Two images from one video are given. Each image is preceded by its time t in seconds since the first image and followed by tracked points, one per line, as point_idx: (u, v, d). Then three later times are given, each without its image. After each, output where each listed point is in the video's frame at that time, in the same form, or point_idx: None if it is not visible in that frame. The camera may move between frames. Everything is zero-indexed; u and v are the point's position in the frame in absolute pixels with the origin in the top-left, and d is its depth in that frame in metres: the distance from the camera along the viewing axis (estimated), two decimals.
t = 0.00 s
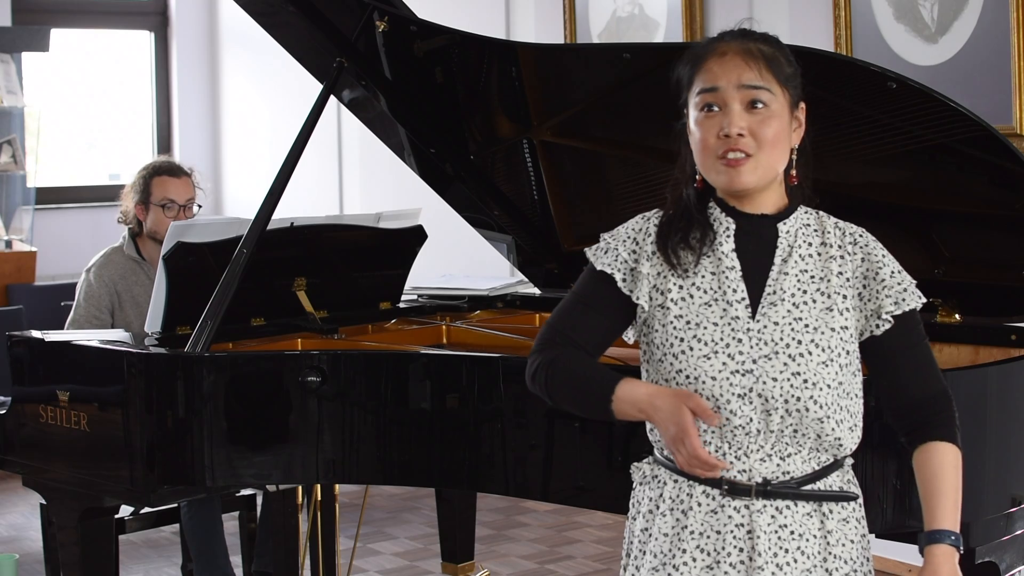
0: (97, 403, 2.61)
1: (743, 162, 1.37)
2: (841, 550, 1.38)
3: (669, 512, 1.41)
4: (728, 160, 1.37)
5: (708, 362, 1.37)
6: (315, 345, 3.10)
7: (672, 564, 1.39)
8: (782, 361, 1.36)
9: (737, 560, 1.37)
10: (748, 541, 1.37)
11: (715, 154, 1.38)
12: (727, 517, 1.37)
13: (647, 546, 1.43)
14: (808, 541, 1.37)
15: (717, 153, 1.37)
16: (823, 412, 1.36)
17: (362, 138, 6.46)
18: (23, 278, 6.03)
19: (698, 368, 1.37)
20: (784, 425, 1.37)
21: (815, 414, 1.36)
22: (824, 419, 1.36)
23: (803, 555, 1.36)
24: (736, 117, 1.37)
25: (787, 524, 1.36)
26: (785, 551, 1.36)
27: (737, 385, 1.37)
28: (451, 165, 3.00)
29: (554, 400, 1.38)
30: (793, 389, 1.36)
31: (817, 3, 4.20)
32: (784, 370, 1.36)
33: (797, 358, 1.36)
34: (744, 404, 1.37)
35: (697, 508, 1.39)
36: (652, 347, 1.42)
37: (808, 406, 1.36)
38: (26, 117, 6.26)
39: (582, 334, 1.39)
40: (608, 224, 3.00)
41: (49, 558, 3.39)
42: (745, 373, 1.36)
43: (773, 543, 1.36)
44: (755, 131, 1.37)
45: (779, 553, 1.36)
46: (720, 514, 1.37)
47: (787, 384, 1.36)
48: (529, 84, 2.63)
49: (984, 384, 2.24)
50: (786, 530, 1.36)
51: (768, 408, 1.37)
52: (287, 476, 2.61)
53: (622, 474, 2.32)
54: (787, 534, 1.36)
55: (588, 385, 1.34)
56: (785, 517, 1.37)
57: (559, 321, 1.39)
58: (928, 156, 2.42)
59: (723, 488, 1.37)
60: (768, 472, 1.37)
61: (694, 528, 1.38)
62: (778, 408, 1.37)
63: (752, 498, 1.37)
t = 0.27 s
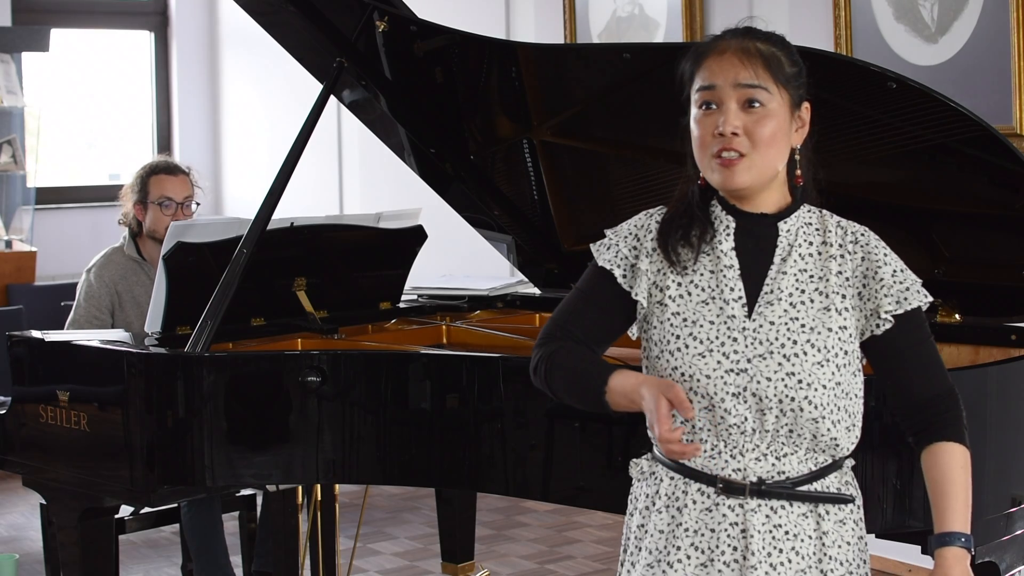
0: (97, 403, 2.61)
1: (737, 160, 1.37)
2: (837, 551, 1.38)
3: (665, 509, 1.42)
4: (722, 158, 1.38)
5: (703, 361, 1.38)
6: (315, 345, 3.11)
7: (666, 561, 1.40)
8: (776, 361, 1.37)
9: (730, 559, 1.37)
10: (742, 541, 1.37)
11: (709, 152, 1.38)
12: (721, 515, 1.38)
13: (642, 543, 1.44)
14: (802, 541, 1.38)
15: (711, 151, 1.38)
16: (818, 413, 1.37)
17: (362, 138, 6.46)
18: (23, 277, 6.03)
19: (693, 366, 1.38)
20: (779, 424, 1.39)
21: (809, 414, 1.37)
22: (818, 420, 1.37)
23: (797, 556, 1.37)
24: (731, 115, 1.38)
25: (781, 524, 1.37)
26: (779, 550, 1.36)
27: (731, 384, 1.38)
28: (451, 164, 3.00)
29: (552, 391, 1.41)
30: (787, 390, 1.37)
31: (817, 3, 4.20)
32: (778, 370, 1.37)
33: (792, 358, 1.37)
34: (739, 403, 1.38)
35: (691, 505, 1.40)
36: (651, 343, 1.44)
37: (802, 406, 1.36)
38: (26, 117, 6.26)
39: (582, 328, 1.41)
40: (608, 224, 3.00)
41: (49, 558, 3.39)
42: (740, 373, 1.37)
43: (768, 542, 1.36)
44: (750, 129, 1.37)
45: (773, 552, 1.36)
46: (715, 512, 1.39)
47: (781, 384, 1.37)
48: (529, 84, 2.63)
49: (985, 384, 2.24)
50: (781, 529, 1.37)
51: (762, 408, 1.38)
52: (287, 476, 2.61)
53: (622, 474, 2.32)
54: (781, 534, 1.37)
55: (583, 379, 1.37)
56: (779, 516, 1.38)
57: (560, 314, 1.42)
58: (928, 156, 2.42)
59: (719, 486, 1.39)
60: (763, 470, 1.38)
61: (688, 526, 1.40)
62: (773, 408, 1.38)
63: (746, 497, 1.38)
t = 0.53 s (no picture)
0: (97, 403, 2.61)
1: (731, 159, 1.38)
2: (831, 550, 1.39)
3: (661, 504, 1.44)
4: (715, 157, 1.38)
5: (698, 358, 1.39)
6: (315, 345, 3.11)
7: (661, 555, 1.43)
8: (771, 360, 1.37)
9: (724, 556, 1.39)
10: (736, 537, 1.39)
11: (705, 151, 1.39)
12: (715, 511, 1.40)
13: (639, 537, 1.47)
14: (797, 540, 1.38)
15: (705, 150, 1.39)
16: (812, 413, 1.37)
17: (362, 138, 6.46)
18: (23, 277, 6.03)
19: (688, 363, 1.40)
20: (774, 423, 1.39)
21: (804, 414, 1.37)
22: (813, 419, 1.37)
23: (791, 555, 1.38)
24: (725, 114, 1.39)
25: (775, 522, 1.39)
26: (772, 549, 1.38)
27: (726, 382, 1.39)
28: (451, 164, 3.00)
29: (552, 383, 1.43)
30: (781, 388, 1.37)
31: (817, 3, 4.20)
32: (773, 369, 1.37)
33: (787, 357, 1.37)
34: (734, 401, 1.39)
35: (686, 501, 1.42)
36: (649, 339, 1.45)
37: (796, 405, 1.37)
38: (26, 117, 6.26)
39: (583, 322, 1.43)
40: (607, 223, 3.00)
41: (49, 558, 3.39)
42: (735, 371, 1.38)
43: (761, 540, 1.38)
44: (744, 129, 1.38)
45: (766, 550, 1.38)
46: (709, 509, 1.41)
47: (776, 383, 1.37)
48: (529, 84, 2.63)
49: (985, 384, 2.24)
50: (774, 528, 1.38)
51: (757, 406, 1.39)
52: (287, 476, 2.61)
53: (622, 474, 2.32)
54: (774, 532, 1.38)
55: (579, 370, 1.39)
56: (774, 515, 1.39)
57: (564, 308, 1.45)
58: (928, 156, 2.42)
59: (714, 483, 1.40)
60: (758, 468, 1.39)
61: (683, 521, 1.42)
62: (767, 406, 1.39)
63: (740, 494, 1.39)
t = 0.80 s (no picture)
0: (97, 403, 2.61)
1: (717, 166, 1.39)
2: (815, 551, 1.40)
3: (650, 497, 1.48)
4: (702, 166, 1.40)
5: (684, 357, 1.41)
6: (315, 345, 3.11)
7: (648, 546, 1.47)
8: (754, 361, 1.38)
9: (706, 549, 1.42)
10: (719, 531, 1.41)
11: (693, 158, 1.41)
12: (699, 505, 1.43)
13: (631, 528, 1.51)
14: (780, 537, 1.40)
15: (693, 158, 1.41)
16: (794, 416, 1.37)
17: (362, 138, 6.46)
18: (23, 277, 6.03)
19: (675, 362, 1.42)
20: (757, 424, 1.40)
21: (785, 417, 1.37)
22: (795, 422, 1.37)
23: (774, 551, 1.39)
24: (711, 123, 1.39)
25: (758, 518, 1.40)
26: (754, 544, 1.40)
27: (709, 382, 1.40)
28: (451, 164, 3.00)
29: (553, 375, 1.48)
30: (763, 390, 1.38)
31: (817, 3, 4.20)
32: (756, 370, 1.38)
33: (770, 359, 1.38)
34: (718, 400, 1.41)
35: (673, 494, 1.45)
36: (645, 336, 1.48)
37: (777, 407, 1.37)
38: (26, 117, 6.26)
39: (585, 316, 1.48)
40: (607, 223, 3.00)
41: (49, 558, 3.39)
42: (718, 371, 1.39)
43: (743, 535, 1.40)
44: (730, 136, 1.38)
45: (748, 545, 1.40)
46: (694, 502, 1.43)
47: (758, 385, 1.38)
48: (529, 84, 2.63)
49: (985, 384, 2.24)
50: (757, 524, 1.40)
51: (740, 407, 1.40)
52: (287, 477, 2.61)
53: (622, 474, 2.32)
54: (757, 528, 1.40)
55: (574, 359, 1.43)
56: (757, 511, 1.40)
57: (569, 304, 1.51)
58: (928, 156, 2.42)
59: (699, 477, 1.43)
60: (742, 465, 1.41)
61: (669, 514, 1.45)
62: (750, 407, 1.39)
63: (724, 489, 1.41)
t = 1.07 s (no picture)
0: (97, 403, 2.61)
1: (701, 173, 1.40)
2: (795, 549, 1.40)
3: (637, 488, 1.51)
4: (687, 172, 1.41)
5: (669, 354, 1.44)
6: (315, 345, 3.10)
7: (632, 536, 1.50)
8: (732, 362, 1.39)
9: (685, 542, 1.44)
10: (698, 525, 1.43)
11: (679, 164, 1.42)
12: (681, 498, 1.45)
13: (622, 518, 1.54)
14: (758, 534, 1.40)
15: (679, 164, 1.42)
16: (771, 418, 1.38)
17: (362, 138, 6.46)
18: (23, 277, 6.03)
19: (660, 357, 1.45)
20: (736, 424, 1.41)
21: (761, 419, 1.38)
22: (771, 424, 1.38)
23: (752, 547, 1.40)
24: (695, 130, 1.39)
25: (737, 514, 1.41)
26: (731, 540, 1.41)
27: (689, 380, 1.42)
28: (451, 164, 3.00)
29: (554, 361, 1.54)
30: (741, 391, 1.39)
31: (817, 2, 4.20)
32: (733, 371, 1.39)
33: (749, 360, 1.39)
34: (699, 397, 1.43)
35: (658, 486, 1.47)
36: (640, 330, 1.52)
37: (753, 408, 1.38)
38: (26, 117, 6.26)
39: (588, 306, 1.54)
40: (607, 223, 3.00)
41: (49, 558, 3.39)
42: (698, 369, 1.41)
43: (721, 530, 1.41)
44: (712, 144, 1.38)
45: (725, 541, 1.41)
46: (676, 495, 1.45)
47: (735, 385, 1.39)
48: (529, 84, 2.63)
49: (985, 384, 2.24)
50: (736, 520, 1.41)
51: (719, 406, 1.41)
52: (287, 477, 2.61)
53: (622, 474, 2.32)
54: (735, 524, 1.41)
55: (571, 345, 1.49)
56: (736, 507, 1.41)
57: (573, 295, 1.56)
58: (928, 156, 2.42)
59: (682, 471, 1.45)
60: (722, 461, 1.42)
61: (653, 505, 1.48)
62: (728, 407, 1.40)
63: (705, 484, 1.42)
